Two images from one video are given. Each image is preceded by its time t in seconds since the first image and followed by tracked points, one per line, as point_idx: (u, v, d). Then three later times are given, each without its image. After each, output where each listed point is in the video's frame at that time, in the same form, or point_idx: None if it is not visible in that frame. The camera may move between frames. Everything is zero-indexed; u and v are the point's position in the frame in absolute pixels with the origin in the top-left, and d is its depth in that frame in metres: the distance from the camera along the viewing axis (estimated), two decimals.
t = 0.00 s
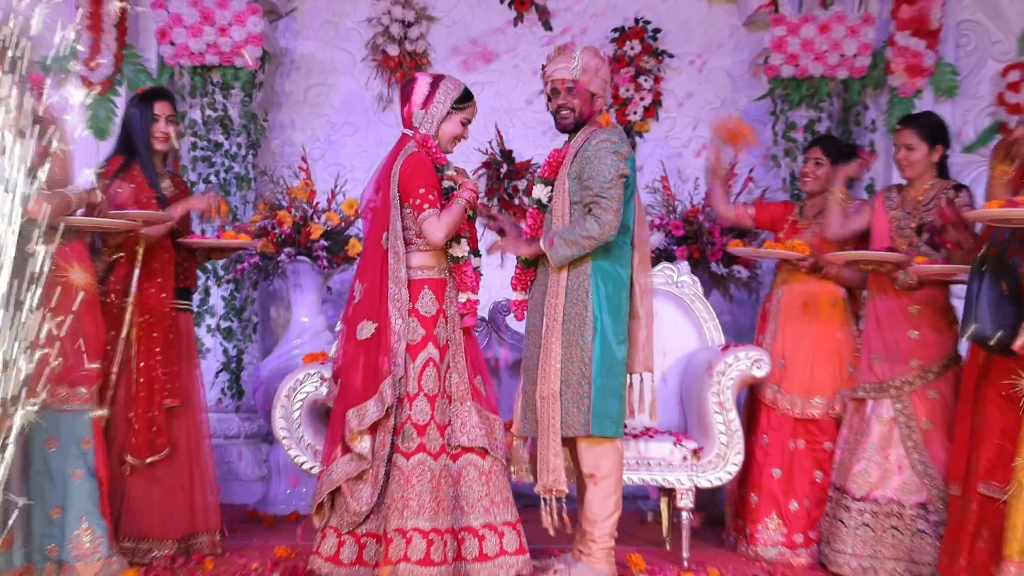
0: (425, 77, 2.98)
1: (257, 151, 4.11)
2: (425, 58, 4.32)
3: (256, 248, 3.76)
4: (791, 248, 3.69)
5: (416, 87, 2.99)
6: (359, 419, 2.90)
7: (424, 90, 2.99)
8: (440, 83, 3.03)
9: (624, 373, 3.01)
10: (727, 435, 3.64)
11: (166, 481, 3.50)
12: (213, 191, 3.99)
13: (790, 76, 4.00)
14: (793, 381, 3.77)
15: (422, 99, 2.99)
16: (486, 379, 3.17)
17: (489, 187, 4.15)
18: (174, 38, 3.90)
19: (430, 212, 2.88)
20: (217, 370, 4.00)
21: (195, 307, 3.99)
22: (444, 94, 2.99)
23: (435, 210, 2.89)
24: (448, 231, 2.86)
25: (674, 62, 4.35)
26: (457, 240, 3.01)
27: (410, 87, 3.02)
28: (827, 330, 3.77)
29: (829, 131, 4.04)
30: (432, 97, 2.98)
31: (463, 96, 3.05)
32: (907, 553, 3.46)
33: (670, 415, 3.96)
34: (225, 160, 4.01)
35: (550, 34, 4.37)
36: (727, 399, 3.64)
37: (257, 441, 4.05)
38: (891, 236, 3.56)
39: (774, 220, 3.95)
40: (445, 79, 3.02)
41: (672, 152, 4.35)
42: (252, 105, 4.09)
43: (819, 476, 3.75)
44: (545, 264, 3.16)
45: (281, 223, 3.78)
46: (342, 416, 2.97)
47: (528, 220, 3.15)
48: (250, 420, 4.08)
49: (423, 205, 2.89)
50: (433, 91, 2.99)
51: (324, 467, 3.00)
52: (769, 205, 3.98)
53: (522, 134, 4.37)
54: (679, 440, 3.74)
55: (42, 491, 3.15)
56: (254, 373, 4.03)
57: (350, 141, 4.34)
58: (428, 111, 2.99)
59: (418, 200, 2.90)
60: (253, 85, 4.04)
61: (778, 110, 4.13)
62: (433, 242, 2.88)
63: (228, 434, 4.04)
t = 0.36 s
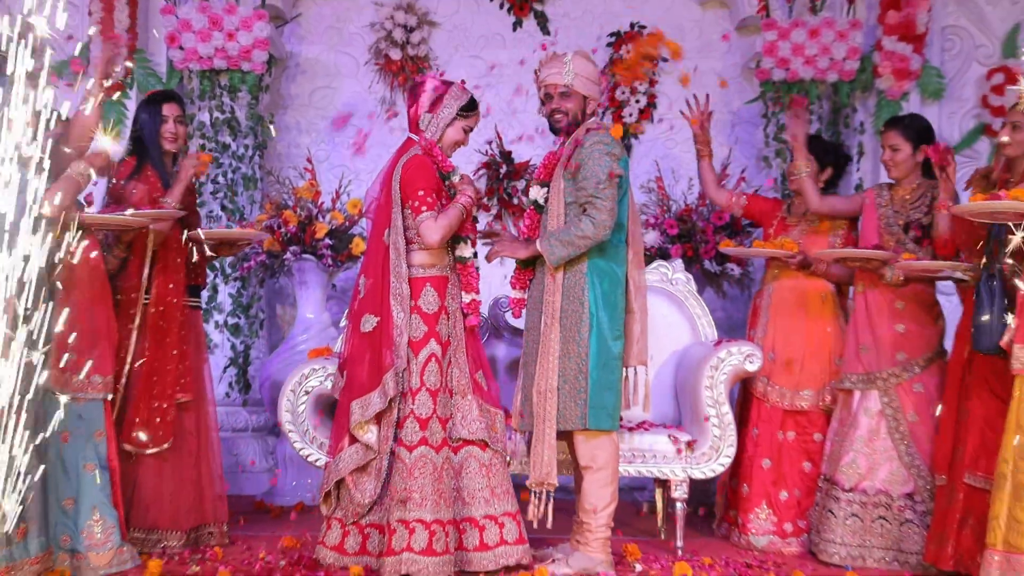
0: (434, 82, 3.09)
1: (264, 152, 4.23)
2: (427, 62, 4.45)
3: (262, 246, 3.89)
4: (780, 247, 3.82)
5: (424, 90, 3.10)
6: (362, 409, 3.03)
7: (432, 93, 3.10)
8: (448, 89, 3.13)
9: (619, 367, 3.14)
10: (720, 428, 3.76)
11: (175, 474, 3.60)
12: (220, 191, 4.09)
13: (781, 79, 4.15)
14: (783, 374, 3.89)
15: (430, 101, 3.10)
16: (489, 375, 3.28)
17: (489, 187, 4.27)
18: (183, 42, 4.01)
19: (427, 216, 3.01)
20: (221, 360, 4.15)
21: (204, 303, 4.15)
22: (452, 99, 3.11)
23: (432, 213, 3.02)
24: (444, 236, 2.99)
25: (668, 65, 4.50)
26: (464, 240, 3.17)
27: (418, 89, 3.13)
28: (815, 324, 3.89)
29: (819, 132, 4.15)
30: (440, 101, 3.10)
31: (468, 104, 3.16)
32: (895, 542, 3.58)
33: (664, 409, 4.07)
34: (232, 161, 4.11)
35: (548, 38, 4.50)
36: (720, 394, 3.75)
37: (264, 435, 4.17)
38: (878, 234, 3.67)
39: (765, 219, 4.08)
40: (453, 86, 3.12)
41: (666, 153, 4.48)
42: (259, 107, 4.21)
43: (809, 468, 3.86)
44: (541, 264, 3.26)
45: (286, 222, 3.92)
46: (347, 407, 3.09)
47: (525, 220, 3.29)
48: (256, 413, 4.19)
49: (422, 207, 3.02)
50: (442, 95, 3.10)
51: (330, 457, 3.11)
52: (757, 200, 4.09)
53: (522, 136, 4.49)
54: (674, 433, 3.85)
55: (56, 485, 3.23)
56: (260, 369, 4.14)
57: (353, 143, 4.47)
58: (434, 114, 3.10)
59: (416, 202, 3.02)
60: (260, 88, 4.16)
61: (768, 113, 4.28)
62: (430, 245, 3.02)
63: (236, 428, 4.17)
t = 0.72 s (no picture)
0: (442, 88, 3.25)
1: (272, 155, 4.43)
2: (430, 68, 4.66)
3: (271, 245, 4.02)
4: (769, 247, 3.98)
5: (433, 95, 3.25)
6: (366, 400, 3.18)
7: (440, 98, 3.26)
8: (455, 96, 3.30)
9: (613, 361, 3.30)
10: (711, 420, 3.92)
11: (188, 463, 3.76)
12: (230, 193, 4.28)
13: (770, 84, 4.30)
14: (771, 367, 4.06)
15: (437, 106, 3.26)
16: (489, 371, 3.44)
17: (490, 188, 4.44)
18: (195, 50, 4.19)
19: (428, 217, 3.17)
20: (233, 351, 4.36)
21: (216, 300, 4.35)
22: (458, 105, 3.27)
23: (432, 215, 3.17)
24: (440, 235, 3.14)
25: (661, 71, 4.68)
26: (470, 239, 3.38)
27: (427, 94, 3.28)
28: (803, 320, 4.05)
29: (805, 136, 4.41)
30: (446, 107, 3.26)
31: (474, 112, 3.32)
32: (878, 529, 3.74)
33: (658, 402, 4.24)
34: (243, 163, 4.29)
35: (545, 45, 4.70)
36: (711, 386, 3.92)
37: (274, 426, 4.35)
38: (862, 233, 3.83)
39: (754, 219, 4.25)
40: (459, 94, 3.28)
41: (660, 156, 4.66)
42: (267, 112, 4.39)
43: (796, 458, 4.03)
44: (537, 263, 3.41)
45: (295, 222, 4.05)
46: (352, 397, 3.24)
47: (521, 219, 3.47)
48: (266, 406, 4.39)
49: (422, 208, 3.17)
50: (447, 102, 3.26)
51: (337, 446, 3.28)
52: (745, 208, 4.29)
53: (522, 141, 4.68)
54: (667, 425, 4.01)
55: (77, 473, 3.39)
56: (270, 363, 4.36)
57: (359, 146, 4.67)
58: (440, 119, 3.26)
59: (417, 203, 3.18)
60: (269, 93, 4.34)
61: (759, 117, 4.57)
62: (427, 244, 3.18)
63: (246, 419, 4.35)
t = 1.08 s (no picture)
0: (451, 95, 3.44)
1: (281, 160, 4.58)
2: (432, 75, 4.84)
3: (280, 245, 4.24)
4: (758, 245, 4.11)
5: (441, 102, 3.44)
6: (369, 392, 3.35)
7: (448, 105, 3.44)
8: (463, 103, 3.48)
9: (606, 356, 3.46)
10: (703, 413, 4.07)
11: (200, 456, 3.91)
12: (241, 194, 4.45)
13: (759, 91, 4.47)
14: (759, 362, 4.23)
15: (445, 112, 3.44)
16: (490, 365, 3.60)
17: (490, 190, 4.62)
18: (208, 58, 4.38)
19: (428, 219, 3.32)
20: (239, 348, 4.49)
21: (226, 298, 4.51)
22: (465, 112, 3.44)
23: (432, 216, 3.33)
24: (439, 237, 3.30)
25: (655, 78, 4.88)
26: (471, 240, 3.51)
27: (436, 101, 3.47)
28: (790, 316, 4.23)
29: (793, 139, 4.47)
30: (453, 113, 3.44)
31: (480, 119, 3.49)
32: (864, 518, 3.88)
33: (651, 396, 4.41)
34: (253, 166, 4.45)
35: (543, 54, 4.89)
36: (703, 380, 4.07)
37: (282, 420, 4.52)
38: (846, 233, 4.01)
39: (745, 219, 4.39)
40: (466, 102, 3.45)
41: (654, 159, 4.86)
42: (277, 117, 4.54)
43: (784, 449, 4.19)
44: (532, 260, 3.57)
45: (302, 223, 4.22)
46: (356, 389, 3.41)
47: (518, 220, 3.58)
48: (275, 399, 4.54)
49: (423, 210, 3.34)
50: (454, 109, 3.44)
51: (344, 436, 3.44)
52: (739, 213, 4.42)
53: (521, 145, 4.88)
54: (661, 418, 4.15)
55: (94, 465, 3.53)
56: (279, 358, 4.52)
57: (364, 150, 4.87)
58: (447, 124, 3.44)
59: (419, 206, 3.35)
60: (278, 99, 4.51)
61: (748, 122, 4.56)
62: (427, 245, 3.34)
63: (256, 413, 4.49)
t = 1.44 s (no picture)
0: (455, 95, 3.48)
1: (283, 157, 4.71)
2: (432, 75, 4.89)
3: (281, 243, 4.26)
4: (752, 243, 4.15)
5: (445, 102, 3.48)
6: (372, 387, 3.40)
7: (452, 105, 3.49)
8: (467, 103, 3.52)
9: (602, 352, 3.50)
10: (701, 410, 4.10)
11: (202, 454, 3.94)
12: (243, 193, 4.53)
13: (756, 91, 4.53)
14: (756, 359, 4.28)
15: (449, 112, 3.48)
16: (490, 361, 3.64)
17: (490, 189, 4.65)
18: (210, 58, 4.37)
19: (427, 219, 3.38)
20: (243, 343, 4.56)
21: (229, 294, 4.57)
22: (469, 113, 3.49)
23: (432, 216, 3.38)
24: (439, 237, 3.34)
25: (652, 78, 4.92)
26: (466, 240, 3.52)
27: (440, 101, 3.52)
28: (787, 314, 4.27)
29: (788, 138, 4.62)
30: (458, 113, 3.48)
31: (484, 120, 3.54)
32: (860, 513, 3.92)
33: (649, 393, 4.46)
34: (254, 165, 4.55)
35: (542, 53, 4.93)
36: (701, 376, 4.11)
37: (283, 416, 4.57)
38: (842, 232, 4.05)
39: (742, 219, 4.44)
40: (470, 102, 3.49)
41: (652, 158, 4.90)
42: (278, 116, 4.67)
43: (781, 446, 4.23)
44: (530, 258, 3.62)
45: (304, 221, 4.27)
46: (359, 384, 3.46)
47: (514, 218, 3.67)
48: (276, 395, 4.60)
49: (423, 209, 3.39)
50: (457, 109, 3.48)
51: (347, 430, 3.50)
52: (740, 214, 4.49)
53: (519, 145, 4.93)
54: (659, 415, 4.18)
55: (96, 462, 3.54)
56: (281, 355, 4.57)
57: (365, 149, 4.91)
58: (451, 125, 3.48)
59: (419, 205, 3.40)
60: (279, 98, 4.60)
61: (746, 121, 4.73)
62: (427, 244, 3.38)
63: (257, 410, 4.56)
